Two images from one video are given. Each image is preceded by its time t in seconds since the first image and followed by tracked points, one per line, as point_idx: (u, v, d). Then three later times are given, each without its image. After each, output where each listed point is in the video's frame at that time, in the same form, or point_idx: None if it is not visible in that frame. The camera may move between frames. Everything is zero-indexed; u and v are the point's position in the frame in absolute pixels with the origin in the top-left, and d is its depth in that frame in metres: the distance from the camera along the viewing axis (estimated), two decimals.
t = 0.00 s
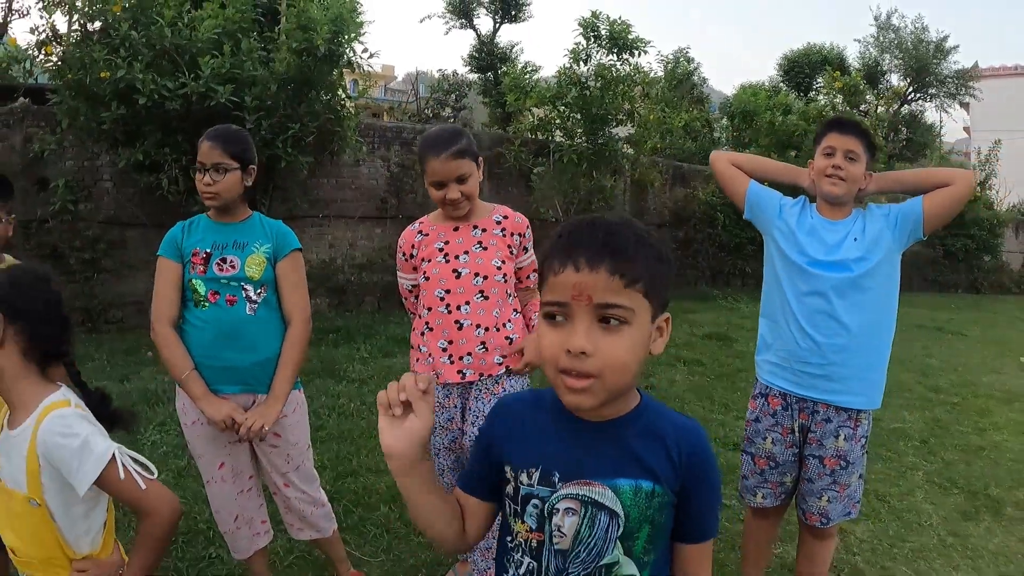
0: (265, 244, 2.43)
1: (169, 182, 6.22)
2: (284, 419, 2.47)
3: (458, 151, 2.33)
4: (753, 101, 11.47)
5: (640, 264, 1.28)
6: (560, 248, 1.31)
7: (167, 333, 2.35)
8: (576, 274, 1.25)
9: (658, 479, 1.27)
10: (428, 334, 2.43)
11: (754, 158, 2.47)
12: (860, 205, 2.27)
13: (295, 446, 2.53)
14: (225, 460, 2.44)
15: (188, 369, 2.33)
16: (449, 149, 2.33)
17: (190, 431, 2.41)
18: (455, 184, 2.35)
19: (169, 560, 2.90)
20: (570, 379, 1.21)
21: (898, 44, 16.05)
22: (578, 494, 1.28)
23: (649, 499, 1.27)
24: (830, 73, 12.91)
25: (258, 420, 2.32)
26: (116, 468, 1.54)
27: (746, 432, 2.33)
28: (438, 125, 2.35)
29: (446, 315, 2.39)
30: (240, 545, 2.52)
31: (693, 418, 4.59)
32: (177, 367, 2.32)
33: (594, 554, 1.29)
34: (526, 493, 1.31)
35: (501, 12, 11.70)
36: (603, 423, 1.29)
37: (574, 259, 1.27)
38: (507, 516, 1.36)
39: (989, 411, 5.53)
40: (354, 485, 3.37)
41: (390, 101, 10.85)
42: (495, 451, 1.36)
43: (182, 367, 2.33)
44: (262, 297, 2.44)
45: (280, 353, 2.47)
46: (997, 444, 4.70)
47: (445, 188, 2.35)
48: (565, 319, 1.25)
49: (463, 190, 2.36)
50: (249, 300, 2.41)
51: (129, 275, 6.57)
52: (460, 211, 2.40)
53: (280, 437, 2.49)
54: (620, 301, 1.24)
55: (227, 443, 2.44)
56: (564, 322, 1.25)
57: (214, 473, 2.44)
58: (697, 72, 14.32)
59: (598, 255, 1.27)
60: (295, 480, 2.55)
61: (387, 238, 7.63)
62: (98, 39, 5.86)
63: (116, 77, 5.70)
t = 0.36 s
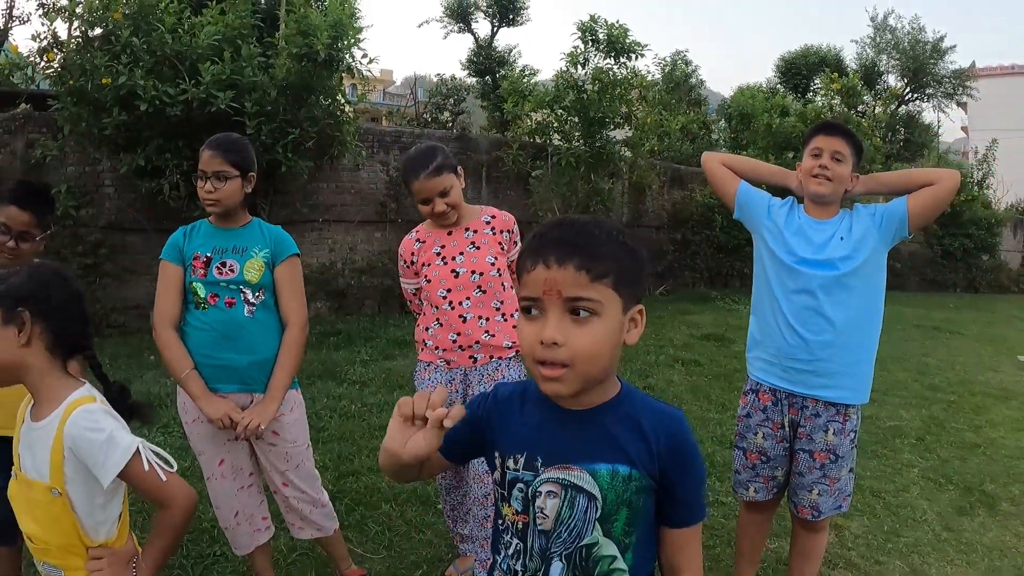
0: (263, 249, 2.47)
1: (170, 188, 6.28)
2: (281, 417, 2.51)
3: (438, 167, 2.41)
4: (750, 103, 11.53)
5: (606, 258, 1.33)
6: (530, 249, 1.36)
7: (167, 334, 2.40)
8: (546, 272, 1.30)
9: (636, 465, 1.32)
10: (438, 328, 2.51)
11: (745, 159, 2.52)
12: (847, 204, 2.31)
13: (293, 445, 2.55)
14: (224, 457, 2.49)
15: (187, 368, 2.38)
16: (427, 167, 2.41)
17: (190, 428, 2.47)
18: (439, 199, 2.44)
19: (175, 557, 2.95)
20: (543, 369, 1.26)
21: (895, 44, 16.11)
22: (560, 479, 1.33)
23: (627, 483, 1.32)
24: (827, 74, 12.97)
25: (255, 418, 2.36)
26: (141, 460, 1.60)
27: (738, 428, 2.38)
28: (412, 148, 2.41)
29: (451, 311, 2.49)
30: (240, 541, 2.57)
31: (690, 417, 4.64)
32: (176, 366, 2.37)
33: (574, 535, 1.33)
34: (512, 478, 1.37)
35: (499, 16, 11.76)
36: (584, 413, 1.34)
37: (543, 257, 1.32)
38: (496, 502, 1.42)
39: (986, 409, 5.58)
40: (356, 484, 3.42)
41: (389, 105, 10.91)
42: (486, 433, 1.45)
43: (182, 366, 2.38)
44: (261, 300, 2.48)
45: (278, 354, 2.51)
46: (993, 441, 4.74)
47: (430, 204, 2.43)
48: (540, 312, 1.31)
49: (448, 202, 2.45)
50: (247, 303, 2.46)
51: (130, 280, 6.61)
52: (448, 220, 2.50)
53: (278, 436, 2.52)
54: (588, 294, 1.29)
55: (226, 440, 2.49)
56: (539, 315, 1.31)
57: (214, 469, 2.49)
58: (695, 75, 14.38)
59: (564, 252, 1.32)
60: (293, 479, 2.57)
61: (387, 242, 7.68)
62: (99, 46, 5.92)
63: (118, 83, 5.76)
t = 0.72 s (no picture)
0: (263, 253, 2.50)
1: (171, 192, 6.30)
2: (285, 420, 2.52)
3: (443, 177, 2.44)
4: (749, 105, 11.55)
5: (600, 264, 1.35)
6: (529, 254, 1.38)
7: (170, 341, 2.41)
8: (543, 277, 1.33)
9: (632, 463, 1.34)
10: (445, 329, 2.54)
11: (743, 162, 2.55)
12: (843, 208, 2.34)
13: (296, 447, 2.55)
14: (231, 460, 2.51)
15: (192, 374, 2.39)
16: (434, 176, 2.44)
17: (195, 434, 2.48)
18: (445, 207, 2.48)
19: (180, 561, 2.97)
20: (542, 371, 1.29)
21: (892, 45, 16.14)
22: (558, 477, 1.36)
23: (623, 481, 1.34)
24: (824, 75, 13.00)
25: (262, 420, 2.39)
26: (160, 465, 1.64)
27: (738, 428, 2.40)
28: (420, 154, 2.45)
29: (456, 312, 2.52)
30: (246, 544, 2.59)
31: (690, 419, 4.67)
32: (181, 372, 2.39)
33: (572, 532, 1.36)
34: (512, 476, 1.39)
35: (497, 19, 11.80)
36: (585, 412, 1.36)
37: (541, 263, 1.35)
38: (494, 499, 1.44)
39: (985, 408, 5.60)
40: (358, 486, 3.45)
41: (388, 109, 10.93)
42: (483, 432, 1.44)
43: (187, 371, 2.39)
44: (262, 304, 2.51)
45: (281, 356, 2.54)
46: (992, 440, 4.76)
47: (437, 211, 2.48)
48: (539, 317, 1.33)
49: (454, 210, 2.49)
50: (250, 307, 2.49)
51: (131, 285, 6.63)
52: (453, 225, 2.54)
53: (280, 436, 2.52)
54: (584, 299, 1.31)
55: (232, 445, 2.51)
56: (537, 319, 1.33)
57: (221, 473, 2.50)
58: (693, 76, 14.41)
59: (561, 258, 1.34)
60: (294, 484, 2.57)
61: (387, 245, 7.70)
62: (99, 51, 5.94)
63: (118, 88, 5.78)
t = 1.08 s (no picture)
0: (267, 254, 2.52)
1: (172, 196, 6.30)
2: (293, 422, 2.52)
3: (468, 178, 2.46)
4: (750, 106, 11.55)
5: (603, 271, 1.35)
6: (534, 261, 1.38)
7: (179, 345, 2.41)
8: (549, 285, 1.33)
9: (636, 461, 1.35)
10: (461, 332, 2.56)
11: (746, 164, 2.56)
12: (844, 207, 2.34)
13: (302, 449, 2.55)
14: (240, 464, 2.52)
15: (202, 376, 2.39)
16: (458, 175, 2.45)
17: (204, 437, 2.48)
18: (468, 207, 2.50)
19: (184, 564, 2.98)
20: (550, 377, 1.30)
21: (891, 45, 16.14)
22: (564, 476, 1.35)
23: (628, 479, 1.35)
24: (824, 76, 13.01)
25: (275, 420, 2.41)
26: (168, 468, 1.65)
27: (741, 429, 2.41)
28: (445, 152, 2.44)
29: (478, 312, 2.54)
30: (256, 547, 2.60)
31: (692, 420, 4.68)
32: (192, 375, 2.38)
33: (578, 530, 1.36)
34: (515, 477, 1.38)
35: (497, 20, 11.81)
36: (589, 414, 1.37)
37: (546, 270, 1.35)
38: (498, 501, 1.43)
39: (987, 408, 5.60)
40: (361, 489, 3.45)
41: (388, 111, 10.95)
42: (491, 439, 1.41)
43: (197, 374, 2.39)
44: (269, 304, 2.53)
45: (289, 357, 2.56)
46: (994, 440, 4.76)
47: (460, 212, 2.49)
48: (545, 324, 1.33)
49: (477, 210, 2.51)
50: (257, 308, 2.50)
51: (132, 288, 6.64)
52: (474, 226, 2.56)
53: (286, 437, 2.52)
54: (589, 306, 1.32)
55: (241, 447, 2.51)
56: (542, 327, 1.33)
57: (230, 476, 2.51)
58: (693, 77, 14.42)
59: (565, 264, 1.34)
60: (297, 488, 2.57)
61: (388, 248, 7.71)
62: (100, 55, 5.96)
63: (119, 92, 5.79)
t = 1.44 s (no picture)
0: (276, 252, 2.49)
1: (169, 194, 6.26)
2: (297, 422, 2.50)
3: (492, 185, 2.46)
4: (749, 104, 11.53)
5: (600, 270, 1.33)
6: (526, 262, 1.35)
7: (184, 342, 2.39)
8: (544, 284, 1.30)
9: (645, 461, 1.33)
10: (482, 332, 2.55)
11: (745, 163, 2.54)
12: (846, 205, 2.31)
13: (303, 452, 2.52)
14: (242, 464, 2.49)
15: (205, 374, 2.37)
16: (483, 183, 2.44)
17: (207, 435, 2.45)
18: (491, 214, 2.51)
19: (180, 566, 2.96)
20: (546, 378, 1.26)
21: (890, 44, 16.13)
22: (574, 480, 1.32)
23: (636, 480, 1.33)
24: (823, 75, 13.00)
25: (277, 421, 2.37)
26: (160, 471, 1.66)
27: (743, 429, 2.38)
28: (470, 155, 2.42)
29: (500, 313, 2.54)
30: (253, 548, 2.57)
31: (692, 419, 4.66)
32: (195, 373, 2.36)
33: (592, 535, 1.33)
34: (522, 485, 1.33)
35: (495, 19, 11.79)
36: (591, 415, 1.34)
37: (539, 269, 1.32)
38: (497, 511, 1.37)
39: (986, 407, 5.59)
40: (359, 490, 3.43)
41: (386, 110, 10.91)
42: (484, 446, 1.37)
43: (200, 372, 2.37)
44: (276, 303, 2.50)
45: (295, 356, 2.52)
46: (993, 439, 4.75)
47: (482, 218, 2.50)
48: (539, 323, 1.30)
49: (499, 216, 2.53)
50: (264, 307, 2.47)
51: (129, 287, 6.60)
52: (491, 228, 2.55)
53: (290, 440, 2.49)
54: (585, 305, 1.29)
55: (243, 447, 2.48)
56: (537, 327, 1.30)
57: (231, 476, 2.49)
58: (691, 76, 14.40)
59: (561, 263, 1.32)
60: (299, 491, 2.53)
61: (386, 247, 7.69)
62: (97, 52, 5.93)
63: (116, 89, 5.76)
